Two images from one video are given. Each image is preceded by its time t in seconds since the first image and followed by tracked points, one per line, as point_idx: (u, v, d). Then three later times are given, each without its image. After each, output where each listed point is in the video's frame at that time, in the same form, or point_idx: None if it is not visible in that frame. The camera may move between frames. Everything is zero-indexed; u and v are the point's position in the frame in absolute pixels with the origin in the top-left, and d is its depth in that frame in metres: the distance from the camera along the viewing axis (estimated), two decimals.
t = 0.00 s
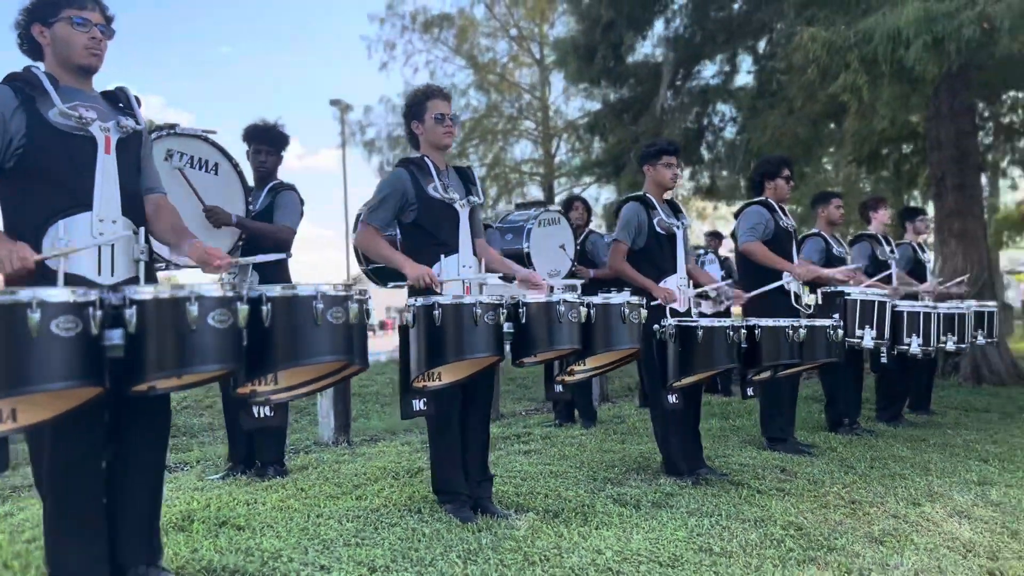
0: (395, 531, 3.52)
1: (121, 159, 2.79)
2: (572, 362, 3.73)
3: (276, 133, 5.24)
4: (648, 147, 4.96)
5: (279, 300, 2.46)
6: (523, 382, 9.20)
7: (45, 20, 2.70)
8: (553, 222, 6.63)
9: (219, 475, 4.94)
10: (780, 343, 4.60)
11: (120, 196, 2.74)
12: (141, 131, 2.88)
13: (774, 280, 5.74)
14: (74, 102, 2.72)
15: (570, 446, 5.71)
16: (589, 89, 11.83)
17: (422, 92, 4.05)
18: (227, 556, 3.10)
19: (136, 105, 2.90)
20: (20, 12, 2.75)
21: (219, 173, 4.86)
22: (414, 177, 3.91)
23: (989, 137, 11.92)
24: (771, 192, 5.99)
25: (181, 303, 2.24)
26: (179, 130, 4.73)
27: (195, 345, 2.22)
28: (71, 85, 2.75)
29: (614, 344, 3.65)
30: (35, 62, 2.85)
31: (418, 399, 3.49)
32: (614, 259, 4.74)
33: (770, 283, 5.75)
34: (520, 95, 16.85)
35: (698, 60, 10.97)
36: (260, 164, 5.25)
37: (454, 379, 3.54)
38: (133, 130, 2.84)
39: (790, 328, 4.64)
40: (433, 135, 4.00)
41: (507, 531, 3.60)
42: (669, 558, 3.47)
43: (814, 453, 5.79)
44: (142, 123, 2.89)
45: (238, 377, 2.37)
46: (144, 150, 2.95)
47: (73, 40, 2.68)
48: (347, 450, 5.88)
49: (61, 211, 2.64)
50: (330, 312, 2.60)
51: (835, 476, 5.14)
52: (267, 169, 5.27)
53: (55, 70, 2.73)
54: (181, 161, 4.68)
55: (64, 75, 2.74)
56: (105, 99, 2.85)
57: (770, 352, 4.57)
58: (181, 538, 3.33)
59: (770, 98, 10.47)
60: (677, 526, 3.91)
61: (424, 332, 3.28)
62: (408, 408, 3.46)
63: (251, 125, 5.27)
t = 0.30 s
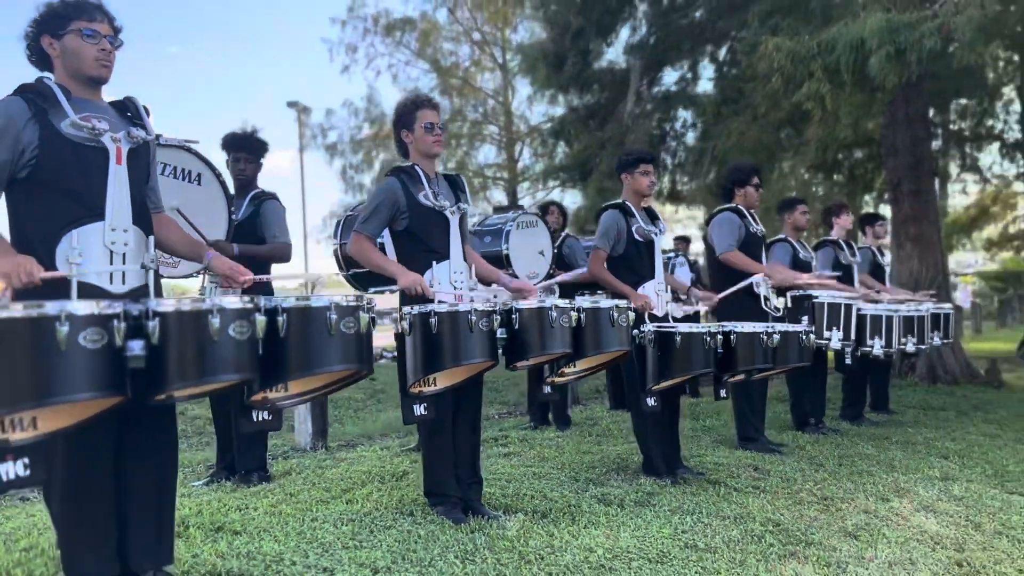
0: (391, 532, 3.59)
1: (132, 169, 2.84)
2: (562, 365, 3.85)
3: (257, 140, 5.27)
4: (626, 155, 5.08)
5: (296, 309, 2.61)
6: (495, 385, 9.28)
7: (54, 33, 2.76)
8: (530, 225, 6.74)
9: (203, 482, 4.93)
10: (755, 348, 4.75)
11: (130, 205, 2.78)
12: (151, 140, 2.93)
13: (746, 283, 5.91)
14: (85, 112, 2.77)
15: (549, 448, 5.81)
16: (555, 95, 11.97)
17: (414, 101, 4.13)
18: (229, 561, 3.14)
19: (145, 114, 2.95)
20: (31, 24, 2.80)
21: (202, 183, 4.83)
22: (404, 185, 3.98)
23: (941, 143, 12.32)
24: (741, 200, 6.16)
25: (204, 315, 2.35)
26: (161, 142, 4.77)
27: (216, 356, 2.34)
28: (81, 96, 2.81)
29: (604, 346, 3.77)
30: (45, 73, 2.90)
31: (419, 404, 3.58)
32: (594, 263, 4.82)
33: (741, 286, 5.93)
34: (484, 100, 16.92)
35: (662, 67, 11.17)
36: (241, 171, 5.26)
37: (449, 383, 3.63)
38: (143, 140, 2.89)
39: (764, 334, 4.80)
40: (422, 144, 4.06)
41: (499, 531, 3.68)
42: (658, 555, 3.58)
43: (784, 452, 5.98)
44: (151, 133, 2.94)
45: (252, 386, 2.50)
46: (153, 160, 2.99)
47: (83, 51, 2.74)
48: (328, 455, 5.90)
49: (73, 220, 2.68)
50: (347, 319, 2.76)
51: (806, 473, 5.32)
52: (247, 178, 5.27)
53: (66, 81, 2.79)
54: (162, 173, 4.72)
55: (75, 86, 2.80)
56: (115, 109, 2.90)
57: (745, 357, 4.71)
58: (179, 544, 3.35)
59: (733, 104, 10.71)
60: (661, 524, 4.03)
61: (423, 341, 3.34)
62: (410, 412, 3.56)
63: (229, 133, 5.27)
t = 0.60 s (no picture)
0: (377, 537, 3.66)
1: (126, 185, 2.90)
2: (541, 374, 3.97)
3: (239, 151, 5.28)
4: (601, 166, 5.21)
5: (293, 326, 2.70)
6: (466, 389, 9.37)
7: (48, 51, 2.81)
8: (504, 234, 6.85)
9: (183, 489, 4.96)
10: (727, 354, 4.91)
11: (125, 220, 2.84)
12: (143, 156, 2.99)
13: (716, 290, 6.08)
14: (79, 130, 2.82)
15: (525, 452, 5.91)
16: (524, 101, 12.10)
17: (397, 115, 4.22)
18: (221, 566, 3.20)
19: (136, 131, 3.01)
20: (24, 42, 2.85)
21: (180, 194, 4.74)
22: (388, 197, 4.06)
23: (898, 151, 12.69)
24: (710, 209, 6.32)
25: (206, 332, 2.41)
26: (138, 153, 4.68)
27: (217, 374, 2.41)
28: (75, 113, 2.85)
29: (584, 356, 3.92)
30: (37, 90, 2.95)
31: (400, 411, 3.64)
32: (568, 273, 4.98)
33: (711, 292, 6.10)
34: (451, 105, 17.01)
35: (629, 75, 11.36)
36: (221, 180, 5.30)
37: (432, 392, 3.72)
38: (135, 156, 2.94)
39: (734, 341, 4.96)
40: (405, 157, 4.16)
41: (482, 534, 3.78)
42: (636, 554, 3.71)
43: (753, 452, 6.16)
44: (142, 148, 2.99)
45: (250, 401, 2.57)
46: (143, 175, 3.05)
47: (79, 69, 2.80)
48: (305, 461, 5.95)
49: (69, 236, 2.72)
50: (341, 335, 2.86)
51: (774, 474, 5.49)
52: (227, 187, 5.30)
53: (59, 99, 2.84)
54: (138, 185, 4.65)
55: (68, 103, 2.84)
56: (107, 126, 2.95)
57: (717, 364, 4.88)
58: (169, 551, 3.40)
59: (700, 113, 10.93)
60: (639, 524, 4.16)
61: (411, 349, 3.43)
62: (392, 419, 3.61)
63: (214, 142, 5.28)
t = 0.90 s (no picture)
0: (354, 541, 3.67)
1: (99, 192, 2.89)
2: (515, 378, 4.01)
3: (207, 154, 5.28)
4: (572, 171, 5.27)
5: (271, 336, 2.72)
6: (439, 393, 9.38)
7: (22, 57, 2.81)
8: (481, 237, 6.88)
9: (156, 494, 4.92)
10: (697, 356, 4.99)
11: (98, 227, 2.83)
12: (116, 164, 2.97)
13: (687, 293, 6.16)
14: (52, 137, 2.81)
15: (499, 455, 5.94)
16: (496, 105, 12.14)
17: (370, 120, 4.24)
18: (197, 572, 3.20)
19: (110, 138, 3.00)
20: None
21: (153, 197, 4.67)
22: (361, 202, 4.07)
23: (864, 156, 12.91)
24: (681, 213, 6.39)
25: (186, 341, 2.42)
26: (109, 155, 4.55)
27: (197, 383, 2.42)
28: (47, 120, 2.84)
29: (558, 360, 3.96)
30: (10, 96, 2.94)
31: (373, 414, 3.66)
32: (555, 280, 5.01)
33: (682, 295, 6.18)
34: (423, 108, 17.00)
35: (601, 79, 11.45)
36: (192, 184, 5.28)
37: (408, 395, 3.74)
38: (108, 164, 2.93)
39: (705, 343, 5.04)
40: (379, 163, 4.17)
41: (458, 537, 3.81)
42: (610, 555, 3.76)
43: (724, 453, 6.25)
44: (116, 156, 2.98)
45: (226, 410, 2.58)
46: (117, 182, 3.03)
47: (52, 77, 2.79)
48: (278, 465, 5.93)
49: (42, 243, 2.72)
50: (317, 345, 2.88)
51: (745, 474, 5.58)
52: (195, 190, 5.29)
53: (32, 106, 2.82)
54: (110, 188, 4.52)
55: (40, 110, 2.83)
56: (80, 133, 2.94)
57: (689, 365, 4.94)
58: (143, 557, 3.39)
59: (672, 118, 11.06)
60: (612, 525, 4.21)
61: (388, 351, 3.45)
62: (365, 422, 3.63)
63: (179, 147, 5.26)
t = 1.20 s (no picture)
0: (338, 543, 3.68)
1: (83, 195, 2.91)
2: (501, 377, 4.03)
3: (195, 156, 5.28)
4: (557, 173, 5.29)
5: (252, 333, 2.72)
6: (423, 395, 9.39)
7: (5, 61, 2.79)
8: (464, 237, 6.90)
9: (138, 497, 4.91)
10: (680, 355, 5.03)
11: (81, 230, 2.84)
12: (101, 167, 2.98)
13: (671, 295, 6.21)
14: (36, 141, 2.81)
15: (484, 456, 5.97)
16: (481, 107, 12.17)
17: (353, 122, 4.24)
18: None
19: (94, 141, 3.00)
20: None
21: (138, 199, 4.69)
22: (347, 204, 4.05)
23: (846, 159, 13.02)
24: (664, 214, 6.43)
25: (164, 341, 2.43)
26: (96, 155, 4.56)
27: (177, 381, 2.42)
28: (31, 124, 2.84)
29: (542, 359, 3.98)
30: None
31: (367, 419, 3.67)
32: (562, 277, 5.00)
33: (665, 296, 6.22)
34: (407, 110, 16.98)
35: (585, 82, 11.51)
36: (176, 186, 5.27)
37: (395, 399, 3.76)
38: (92, 167, 2.93)
39: (687, 342, 5.07)
40: (363, 165, 4.18)
41: (442, 538, 3.82)
42: (594, 555, 3.79)
43: (706, 454, 6.30)
44: (100, 159, 2.99)
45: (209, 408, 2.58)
46: (100, 185, 3.03)
47: (36, 81, 2.79)
48: (262, 468, 5.92)
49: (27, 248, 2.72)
50: (299, 341, 2.89)
51: (727, 474, 5.62)
52: (182, 192, 5.28)
53: (17, 110, 2.82)
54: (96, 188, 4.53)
55: (24, 114, 2.83)
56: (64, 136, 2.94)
57: (671, 365, 5.00)
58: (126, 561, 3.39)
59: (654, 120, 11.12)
60: (595, 525, 4.24)
61: (371, 357, 3.48)
62: (358, 428, 3.65)
63: (166, 148, 5.26)
